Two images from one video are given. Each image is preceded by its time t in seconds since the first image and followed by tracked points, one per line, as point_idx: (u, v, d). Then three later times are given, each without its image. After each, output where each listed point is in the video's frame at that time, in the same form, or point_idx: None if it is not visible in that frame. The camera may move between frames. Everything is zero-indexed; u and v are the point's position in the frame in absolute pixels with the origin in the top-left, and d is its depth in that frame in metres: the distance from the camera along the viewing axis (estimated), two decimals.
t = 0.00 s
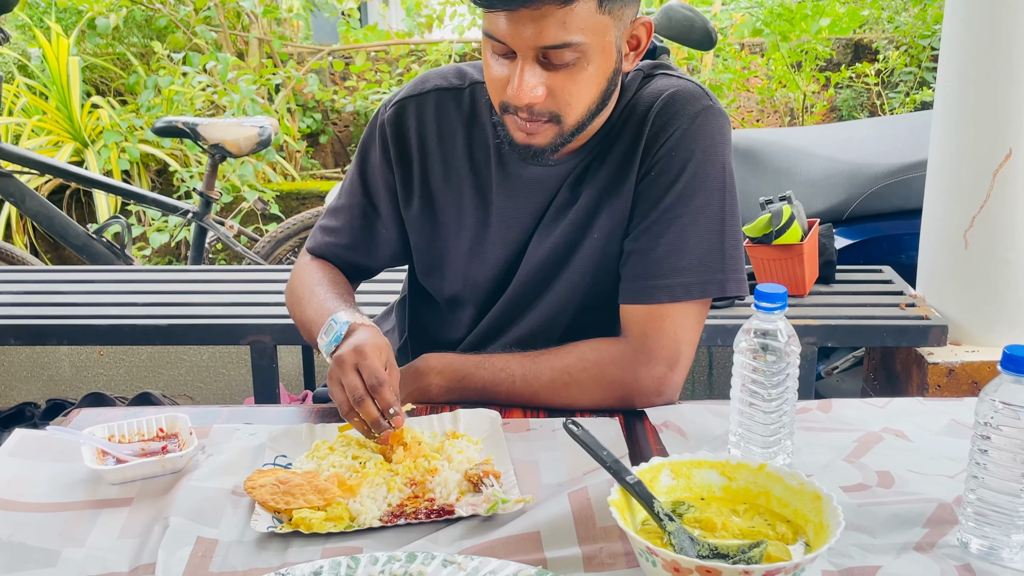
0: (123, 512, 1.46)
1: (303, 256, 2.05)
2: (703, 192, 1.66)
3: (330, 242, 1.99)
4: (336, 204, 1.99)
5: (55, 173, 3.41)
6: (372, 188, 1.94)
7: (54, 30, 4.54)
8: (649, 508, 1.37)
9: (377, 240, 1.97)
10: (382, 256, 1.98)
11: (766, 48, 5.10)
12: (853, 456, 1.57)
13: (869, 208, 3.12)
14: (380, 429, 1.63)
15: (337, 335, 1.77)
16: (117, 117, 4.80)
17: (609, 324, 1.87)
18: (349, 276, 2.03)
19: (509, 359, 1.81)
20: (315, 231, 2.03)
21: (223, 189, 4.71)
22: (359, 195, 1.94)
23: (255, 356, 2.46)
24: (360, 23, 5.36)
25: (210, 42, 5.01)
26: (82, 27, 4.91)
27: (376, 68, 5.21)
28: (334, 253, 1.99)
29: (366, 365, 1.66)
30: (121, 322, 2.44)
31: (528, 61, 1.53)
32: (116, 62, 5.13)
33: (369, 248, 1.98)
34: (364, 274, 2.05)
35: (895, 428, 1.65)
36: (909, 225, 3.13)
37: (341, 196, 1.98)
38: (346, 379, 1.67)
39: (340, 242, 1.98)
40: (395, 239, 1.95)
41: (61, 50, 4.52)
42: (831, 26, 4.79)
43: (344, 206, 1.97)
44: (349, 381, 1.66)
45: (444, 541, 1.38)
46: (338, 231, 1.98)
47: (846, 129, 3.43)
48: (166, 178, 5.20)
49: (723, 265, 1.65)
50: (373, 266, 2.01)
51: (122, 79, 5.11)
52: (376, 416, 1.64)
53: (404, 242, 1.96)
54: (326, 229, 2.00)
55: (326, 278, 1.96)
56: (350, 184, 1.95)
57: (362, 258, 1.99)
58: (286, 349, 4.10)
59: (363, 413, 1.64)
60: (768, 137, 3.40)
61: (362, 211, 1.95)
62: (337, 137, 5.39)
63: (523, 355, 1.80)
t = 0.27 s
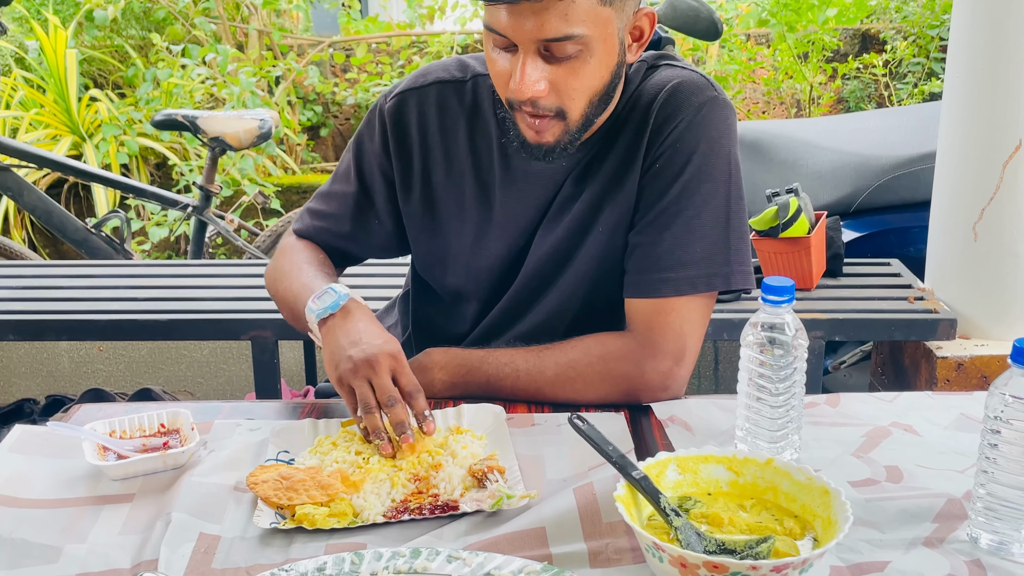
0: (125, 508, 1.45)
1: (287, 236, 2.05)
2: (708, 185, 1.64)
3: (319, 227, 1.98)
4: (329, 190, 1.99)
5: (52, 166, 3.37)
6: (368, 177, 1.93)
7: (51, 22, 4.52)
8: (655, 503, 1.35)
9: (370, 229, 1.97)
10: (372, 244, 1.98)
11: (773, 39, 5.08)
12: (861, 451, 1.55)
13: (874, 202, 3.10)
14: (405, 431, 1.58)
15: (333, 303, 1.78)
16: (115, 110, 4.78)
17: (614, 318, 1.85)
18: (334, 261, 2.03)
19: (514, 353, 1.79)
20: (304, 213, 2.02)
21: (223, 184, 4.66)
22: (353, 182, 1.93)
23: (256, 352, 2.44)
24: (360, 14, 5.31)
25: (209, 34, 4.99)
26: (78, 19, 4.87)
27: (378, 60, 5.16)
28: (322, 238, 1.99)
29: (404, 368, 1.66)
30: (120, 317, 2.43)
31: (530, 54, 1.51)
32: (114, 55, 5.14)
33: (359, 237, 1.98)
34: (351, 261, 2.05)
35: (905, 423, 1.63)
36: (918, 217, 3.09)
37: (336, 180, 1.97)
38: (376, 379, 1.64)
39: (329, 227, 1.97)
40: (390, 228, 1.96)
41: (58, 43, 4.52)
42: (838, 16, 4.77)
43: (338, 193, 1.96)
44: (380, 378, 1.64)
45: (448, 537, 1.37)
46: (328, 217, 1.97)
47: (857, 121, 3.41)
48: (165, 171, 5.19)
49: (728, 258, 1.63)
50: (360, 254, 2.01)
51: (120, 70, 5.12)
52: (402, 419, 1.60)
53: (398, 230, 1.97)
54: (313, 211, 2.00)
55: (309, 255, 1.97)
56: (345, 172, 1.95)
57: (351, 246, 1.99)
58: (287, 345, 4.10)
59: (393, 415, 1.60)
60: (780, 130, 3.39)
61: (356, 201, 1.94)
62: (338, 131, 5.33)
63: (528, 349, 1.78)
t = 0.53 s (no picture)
0: (124, 515, 1.43)
1: (281, 236, 2.02)
2: (716, 185, 1.61)
3: (319, 226, 1.96)
4: (326, 186, 1.95)
5: (49, 169, 3.34)
6: (369, 176, 1.90)
7: (47, 22, 4.49)
8: (663, 509, 1.33)
9: (370, 227, 1.94)
10: (372, 242, 1.96)
11: (780, 37, 5.05)
12: (872, 456, 1.53)
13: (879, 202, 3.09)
14: (415, 441, 1.58)
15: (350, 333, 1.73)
16: (113, 110, 4.75)
17: (621, 321, 1.82)
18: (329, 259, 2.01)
19: (519, 357, 1.76)
20: (300, 210, 1.99)
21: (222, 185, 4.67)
22: (354, 180, 1.90)
23: (256, 356, 2.42)
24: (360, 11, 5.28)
25: (207, 34, 4.96)
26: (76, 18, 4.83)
27: (379, 60, 5.13)
28: (322, 237, 1.97)
29: (420, 376, 1.64)
30: (118, 321, 2.40)
31: (536, 52, 1.49)
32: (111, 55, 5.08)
33: (359, 234, 1.95)
34: (347, 259, 2.03)
35: (916, 427, 1.60)
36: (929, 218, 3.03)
37: (332, 179, 1.94)
38: (393, 385, 1.62)
39: (328, 226, 1.95)
40: (393, 224, 1.93)
41: (54, 43, 4.50)
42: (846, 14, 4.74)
43: (337, 191, 1.93)
44: (396, 385, 1.62)
45: (452, 544, 1.35)
46: (327, 215, 1.95)
47: (866, 120, 3.39)
48: (163, 173, 5.17)
49: (738, 260, 1.60)
50: (360, 254, 1.98)
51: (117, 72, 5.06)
52: (413, 429, 1.59)
53: (398, 228, 1.94)
54: (308, 209, 1.98)
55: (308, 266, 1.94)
56: (345, 169, 1.92)
57: (351, 245, 1.97)
58: (287, 349, 4.08)
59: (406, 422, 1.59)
60: (786, 128, 3.37)
61: (357, 199, 1.91)
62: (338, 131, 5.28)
63: (533, 353, 1.76)
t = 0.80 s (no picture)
0: (121, 536, 1.40)
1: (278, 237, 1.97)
2: (724, 200, 1.59)
3: (314, 231, 1.91)
4: (325, 193, 1.92)
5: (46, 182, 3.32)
6: (368, 186, 1.87)
7: (43, 32, 4.47)
8: (671, 530, 1.30)
9: (367, 236, 1.91)
10: (367, 253, 1.93)
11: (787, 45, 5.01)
12: (883, 475, 1.50)
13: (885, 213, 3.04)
14: (400, 445, 1.55)
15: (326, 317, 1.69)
16: (110, 121, 4.71)
17: (627, 337, 1.79)
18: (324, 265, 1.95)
19: (522, 373, 1.74)
20: (296, 215, 1.95)
21: (222, 199, 4.61)
22: (352, 190, 1.87)
23: (256, 372, 2.39)
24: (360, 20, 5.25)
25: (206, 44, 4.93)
26: (74, 29, 4.81)
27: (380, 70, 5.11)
28: (316, 242, 1.92)
29: (392, 376, 1.58)
30: (116, 337, 2.38)
31: (542, 65, 1.46)
32: (108, 65, 5.10)
33: (356, 244, 1.91)
34: (342, 268, 1.97)
35: (928, 445, 1.57)
36: (941, 229, 2.99)
37: (333, 185, 1.91)
38: (367, 391, 1.58)
39: (324, 232, 1.90)
40: (388, 239, 1.91)
41: (51, 53, 4.48)
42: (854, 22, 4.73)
43: (335, 199, 1.90)
44: (369, 391, 1.57)
45: (455, 565, 1.32)
46: (325, 221, 1.90)
47: (875, 132, 3.38)
48: (161, 185, 5.14)
49: (744, 275, 1.58)
50: (354, 262, 1.95)
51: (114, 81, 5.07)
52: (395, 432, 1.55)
53: (394, 241, 1.92)
54: (307, 214, 1.93)
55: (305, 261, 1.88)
56: (344, 177, 1.89)
57: (347, 254, 1.93)
58: (287, 364, 4.05)
59: (383, 429, 1.55)
60: (798, 141, 3.37)
61: (356, 209, 1.88)
62: (338, 141, 5.33)
63: (537, 369, 1.73)
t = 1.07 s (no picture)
0: (122, 564, 1.40)
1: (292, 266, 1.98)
2: (726, 225, 1.58)
3: (324, 262, 1.91)
4: (333, 223, 1.91)
5: (48, 206, 3.31)
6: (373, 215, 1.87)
7: (46, 54, 4.47)
8: (675, 558, 1.29)
9: (374, 265, 1.90)
10: (377, 283, 1.92)
11: (789, 67, 5.00)
12: (887, 501, 1.49)
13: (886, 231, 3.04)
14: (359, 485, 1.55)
15: (345, 345, 1.74)
16: (113, 143, 4.70)
17: (630, 363, 1.79)
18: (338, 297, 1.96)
19: (524, 398, 1.74)
20: (304, 246, 1.95)
21: (223, 221, 4.53)
22: (358, 221, 1.87)
23: (257, 396, 2.38)
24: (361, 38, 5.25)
25: (209, 66, 4.94)
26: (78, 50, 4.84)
27: (382, 91, 5.06)
28: (328, 273, 1.92)
29: (377, 418, 1.60)
30: (118, 361, 2.38)
31: (545, 91, 1.46)
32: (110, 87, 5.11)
33: (364, 274, 1.91)
34: (356, 300, 1.97)
35: (932, 471, 1.56)
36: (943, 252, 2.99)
37: (339, 215, 1.91)
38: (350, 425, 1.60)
39: (334, 263, 1.90)
40: (394, 268, 1.91)
41: (53, 75, 4.48)
42: (856, 42, 4.77)
43: (342, 229, 1.89)
44: (352, 426, 1.59)
45: None
46: (333, 251, 1.90)
47: (878, 153, 3.38)
48: (162, 207, 5.13)
49: (747, 302, 1.58)
50: (363, 293, 1.94)
51: (117, 104, 5.08)
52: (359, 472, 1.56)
53: (400, 269, 1.91)
54: (316, 244, 1.93)
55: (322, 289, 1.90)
56: (351, 207, 1.89)
57: (356, 283, 1.92)
58: (287, 387, 4.04)
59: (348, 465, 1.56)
60: (806, 163, 3.37)
61: (362, 239, 1.88)
62: (341, 162, 5.29)
63: (539, 394, 1.73)
